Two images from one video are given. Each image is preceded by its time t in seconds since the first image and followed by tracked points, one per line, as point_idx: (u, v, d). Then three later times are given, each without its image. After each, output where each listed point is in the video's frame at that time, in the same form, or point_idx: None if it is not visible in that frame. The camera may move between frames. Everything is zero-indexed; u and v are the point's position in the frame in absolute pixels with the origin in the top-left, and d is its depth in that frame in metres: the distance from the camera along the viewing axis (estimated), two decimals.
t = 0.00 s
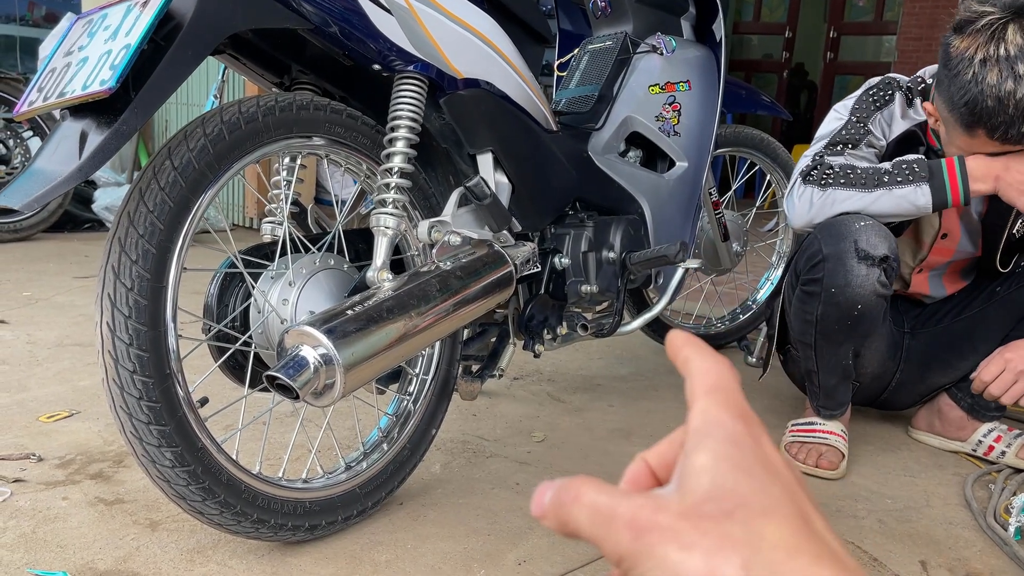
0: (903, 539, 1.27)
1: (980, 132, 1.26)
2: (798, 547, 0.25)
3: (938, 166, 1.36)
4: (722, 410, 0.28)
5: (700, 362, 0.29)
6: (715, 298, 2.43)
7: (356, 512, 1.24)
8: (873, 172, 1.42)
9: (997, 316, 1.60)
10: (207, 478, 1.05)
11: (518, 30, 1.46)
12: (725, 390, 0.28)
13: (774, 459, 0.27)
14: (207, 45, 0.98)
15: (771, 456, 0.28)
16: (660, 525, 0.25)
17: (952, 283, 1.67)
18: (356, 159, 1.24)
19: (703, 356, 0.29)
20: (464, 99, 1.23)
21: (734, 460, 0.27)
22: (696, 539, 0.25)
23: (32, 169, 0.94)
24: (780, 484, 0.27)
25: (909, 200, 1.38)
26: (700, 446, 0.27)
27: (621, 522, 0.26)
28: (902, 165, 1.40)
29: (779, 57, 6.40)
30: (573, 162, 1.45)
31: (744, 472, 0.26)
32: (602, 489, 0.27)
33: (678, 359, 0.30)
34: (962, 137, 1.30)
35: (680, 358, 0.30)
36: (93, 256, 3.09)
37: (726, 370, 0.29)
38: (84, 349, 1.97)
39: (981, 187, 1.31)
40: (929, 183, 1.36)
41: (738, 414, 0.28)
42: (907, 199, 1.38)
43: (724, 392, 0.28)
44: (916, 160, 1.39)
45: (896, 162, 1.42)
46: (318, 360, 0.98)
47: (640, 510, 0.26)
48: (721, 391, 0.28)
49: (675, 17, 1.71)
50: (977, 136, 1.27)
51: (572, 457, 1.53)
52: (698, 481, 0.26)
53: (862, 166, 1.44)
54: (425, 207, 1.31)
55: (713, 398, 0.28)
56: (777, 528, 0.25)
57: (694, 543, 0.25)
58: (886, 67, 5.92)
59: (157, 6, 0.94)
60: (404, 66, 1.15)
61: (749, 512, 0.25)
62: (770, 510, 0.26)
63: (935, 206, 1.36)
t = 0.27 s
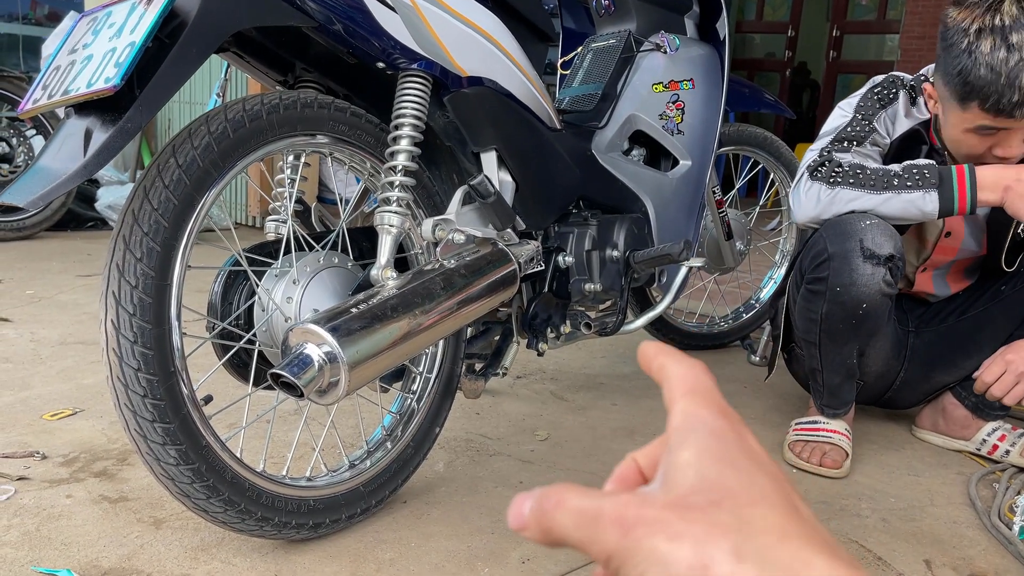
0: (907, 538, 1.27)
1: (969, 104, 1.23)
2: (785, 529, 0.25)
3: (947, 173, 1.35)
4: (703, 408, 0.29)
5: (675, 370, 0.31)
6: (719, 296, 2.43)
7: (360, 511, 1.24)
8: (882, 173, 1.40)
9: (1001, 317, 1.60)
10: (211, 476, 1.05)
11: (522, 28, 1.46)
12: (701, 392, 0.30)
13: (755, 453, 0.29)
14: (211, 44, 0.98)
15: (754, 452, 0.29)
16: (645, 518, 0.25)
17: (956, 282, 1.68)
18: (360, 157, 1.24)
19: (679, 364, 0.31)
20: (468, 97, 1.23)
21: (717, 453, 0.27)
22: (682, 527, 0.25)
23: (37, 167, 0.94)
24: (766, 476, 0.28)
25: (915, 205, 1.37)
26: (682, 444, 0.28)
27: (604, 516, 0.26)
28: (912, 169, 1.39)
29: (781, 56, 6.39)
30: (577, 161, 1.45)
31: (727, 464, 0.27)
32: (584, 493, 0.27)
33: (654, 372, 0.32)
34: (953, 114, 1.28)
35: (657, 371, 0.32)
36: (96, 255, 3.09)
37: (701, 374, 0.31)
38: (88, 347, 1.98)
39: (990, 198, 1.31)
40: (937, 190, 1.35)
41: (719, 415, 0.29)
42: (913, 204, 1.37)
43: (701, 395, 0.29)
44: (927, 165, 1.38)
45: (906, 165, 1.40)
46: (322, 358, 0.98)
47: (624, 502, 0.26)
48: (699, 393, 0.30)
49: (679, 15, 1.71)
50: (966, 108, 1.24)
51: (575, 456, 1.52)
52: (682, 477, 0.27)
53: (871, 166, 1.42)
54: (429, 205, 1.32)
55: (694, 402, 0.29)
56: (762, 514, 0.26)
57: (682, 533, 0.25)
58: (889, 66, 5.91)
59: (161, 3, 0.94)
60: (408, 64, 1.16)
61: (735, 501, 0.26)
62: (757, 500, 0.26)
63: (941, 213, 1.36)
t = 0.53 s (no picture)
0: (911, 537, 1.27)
1: None
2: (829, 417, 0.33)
3: (942, 190, 1.36)
4: (799, 253, 0.33)
5: (789, 189, 0.34)
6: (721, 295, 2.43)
7: (363, 509, 1.24)
8: (878, 178, 1.39)
9: (1005, 316, 1.59)
10: (215, 475, 1.05)
11: (525, 27, 1.46)
12: (810, 206, 0.34)
13: (837, 314, 0.34)
14: (215, 42, 0.98)
15: (835, 305, 0.34)
16: (704, 373, 0.32)
17: (960, 282, 1.70)
18: (363, 156, 1.24)
19: (797, 155, 0.34)
20: (471, 96, 1.23)
21: (797, 319, 0.33)
22: (737, 396, 0.33)
23: (41, 166, 0.94)
24: (839, 346, 0.34)
25: (903, 217, 1.37)
26: (766, 290, 0.33)
27: (664, 348, 0.32)
28: (908, 180, 1.38)
29: (784, 54, 6.38)
30: (581, 160, 1.45)
31: (801, 330, 0.33)
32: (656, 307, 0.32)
33: (766, 118, 0.35)
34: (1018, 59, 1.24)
35: (770, 120, 0.35)
36: (98, 253, 3.09)
37: (820, 196, 0.34)
38: (91, 346, 1.98)
39: (983, 210, 1.34)
40: (927, 207, 1.36)
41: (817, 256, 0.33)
42: (902, 215, 1.37)
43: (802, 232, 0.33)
44: (923, 179, 1.38)
45: (902, 174, 1.39)
46: (326, 357, 0.98)
47: (686, 356, 0.32)
48: (802, 239, 0.33)
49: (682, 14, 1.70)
50: None
51: (578, 455, 1.52)
52: (758, 331, 0.32)
53: (869, 168, 1.40)
54: (433, 205, 1.32)
55: (792, 217, 0.33)
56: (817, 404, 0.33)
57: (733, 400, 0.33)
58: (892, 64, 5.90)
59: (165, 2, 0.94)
60: (412, 63, 1.15)
61: (798, 376, 0.33)
62: (816, 376, 0.33)
63: (926, 227, 1.37)
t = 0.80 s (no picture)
0: (913, 535, 1.26)
1: None
2: (823, 558, 0.26)
3: (941, 192, 1.35)
4: (753, 433, 0.31)
5: (737, 389, 0.33)
6: (722, 293, 2.42)
7: (363, 507, 1.24)
8: (880, 172, 1.38)
9: (1010, 313, 1.57)
10: (215, 473, 1.05)
11: (526, 25, 1.46)
12: (758, 418, 0.31)
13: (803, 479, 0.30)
14: (214, 39, 0.98)
15: (802, 479, 0.30)
16: (690, 536, 0.27)
17: (962, 279, 1.66)
18: (363, 153, 1.23)
19: (742, 387, 0.33)
20: (472, 93, 1.23)
21: (763, 480, 0.29)
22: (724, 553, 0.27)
23: (39, 163, 0.94)
24: (808, 505, 0.28)
25: (901, 213, 1.37)
26: (730, 468, 0.29)
27: (651, 535, 0.28)
28: (910, 177, 1.37)
29: (785, 52, 6.38)
30: (581, 158, 1.44)
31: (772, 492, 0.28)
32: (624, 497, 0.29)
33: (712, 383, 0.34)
34: None
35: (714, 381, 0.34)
36: (99, 252, 3.09)
37: (764, 397, 0.33)
38: (91, 344, 1.97)
39: (981, 215, 1.34)
40: (925, 206, 1.35)
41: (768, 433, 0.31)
42: (899, 211, 1.37)
43: (757, 420, 0.31)
44: (924, 178, 1.36)
45: (905, 170, 1.38)
46: (326, 354, 0.97)
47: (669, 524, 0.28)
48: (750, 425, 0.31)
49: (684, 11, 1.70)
50: None
51: (579, 453, 1.52)
52: (727, 499, 0.28)
53: (872, 161, 1.39)
54: (433, 202, 1.30)
55: (740, 407, 0.32)
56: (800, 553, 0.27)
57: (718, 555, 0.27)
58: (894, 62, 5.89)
59: None
60: (411, 59, 1.14)
61: (774, 529, 0.27)
62: (795, 529, 0.27)
63: (921, 226, 1.37)
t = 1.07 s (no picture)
0: (912, 534, 1.26)
1: None
2: (834, 565, 0.25)
3: (943, 193, 1.35)
4: (769, 436, 0.30)
5: (754, 395, 0.31)
6: (722, 292, 2.42)
7: (363, 507, 1.24)
8: (882, 172, 1.38)
9: (1010, 311, 1.56)
10: (214, 473, 1.05)
11: (526, 24, 1.46)
12: (772, 422, 0.30)
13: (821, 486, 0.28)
14: (213, 39, 0.98)
15: (817, 485, 0.28)
16: (702, 537, 0.26)
17: (962, 278, 1.65)
18: (362, 153, 1.24)
19: (757, 393, 0.32)
20: (471, 92, 1.23)
21: (777, 483, 0.28)
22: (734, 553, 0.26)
23: (39, 163, 0.94)
24: (823, 510, 0.27)
25: (902, 214, 1.37)
26: (746, 469, 0.28)
27: (663, 533, 0.27)
28: (912, 178, 1.37)
29: (785, 51, 6.38)
30: (581, 157, 1.44)
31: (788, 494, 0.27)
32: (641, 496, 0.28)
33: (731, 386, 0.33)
34: None
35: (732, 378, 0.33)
36: (99, 251, 3.09)
37: (780, 403, 0.31)
38: (92, 344, 1.98)
39: (982, 217, 1.34)
40: (927, 207, 1.35)
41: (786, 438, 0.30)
42: (901, 212, 1.37)
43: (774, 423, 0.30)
44: (926, 178, 1.36)
45: (907, 171, 1.38)
46: (325, 354, 0.98)
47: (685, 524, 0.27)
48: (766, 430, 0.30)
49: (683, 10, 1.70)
50: None
51: (579, 452, 1.52)
52: (741, 498, 0.27)
53: (874, 161, 1.39)
54: (432, 201, 1.30)
55: (757, 405, 0.31)
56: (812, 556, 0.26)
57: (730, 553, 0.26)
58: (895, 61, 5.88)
59: None
60: (411, 59, 1.14)
61: (787, 531, 0.26)
62: (808, 532, 0.26)
63: (923, 227, 1.37)
